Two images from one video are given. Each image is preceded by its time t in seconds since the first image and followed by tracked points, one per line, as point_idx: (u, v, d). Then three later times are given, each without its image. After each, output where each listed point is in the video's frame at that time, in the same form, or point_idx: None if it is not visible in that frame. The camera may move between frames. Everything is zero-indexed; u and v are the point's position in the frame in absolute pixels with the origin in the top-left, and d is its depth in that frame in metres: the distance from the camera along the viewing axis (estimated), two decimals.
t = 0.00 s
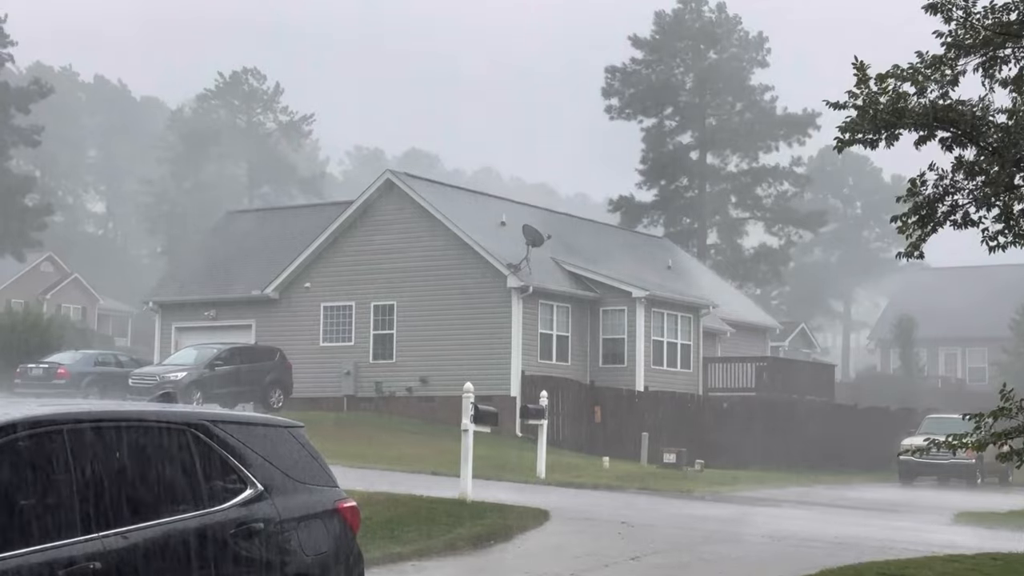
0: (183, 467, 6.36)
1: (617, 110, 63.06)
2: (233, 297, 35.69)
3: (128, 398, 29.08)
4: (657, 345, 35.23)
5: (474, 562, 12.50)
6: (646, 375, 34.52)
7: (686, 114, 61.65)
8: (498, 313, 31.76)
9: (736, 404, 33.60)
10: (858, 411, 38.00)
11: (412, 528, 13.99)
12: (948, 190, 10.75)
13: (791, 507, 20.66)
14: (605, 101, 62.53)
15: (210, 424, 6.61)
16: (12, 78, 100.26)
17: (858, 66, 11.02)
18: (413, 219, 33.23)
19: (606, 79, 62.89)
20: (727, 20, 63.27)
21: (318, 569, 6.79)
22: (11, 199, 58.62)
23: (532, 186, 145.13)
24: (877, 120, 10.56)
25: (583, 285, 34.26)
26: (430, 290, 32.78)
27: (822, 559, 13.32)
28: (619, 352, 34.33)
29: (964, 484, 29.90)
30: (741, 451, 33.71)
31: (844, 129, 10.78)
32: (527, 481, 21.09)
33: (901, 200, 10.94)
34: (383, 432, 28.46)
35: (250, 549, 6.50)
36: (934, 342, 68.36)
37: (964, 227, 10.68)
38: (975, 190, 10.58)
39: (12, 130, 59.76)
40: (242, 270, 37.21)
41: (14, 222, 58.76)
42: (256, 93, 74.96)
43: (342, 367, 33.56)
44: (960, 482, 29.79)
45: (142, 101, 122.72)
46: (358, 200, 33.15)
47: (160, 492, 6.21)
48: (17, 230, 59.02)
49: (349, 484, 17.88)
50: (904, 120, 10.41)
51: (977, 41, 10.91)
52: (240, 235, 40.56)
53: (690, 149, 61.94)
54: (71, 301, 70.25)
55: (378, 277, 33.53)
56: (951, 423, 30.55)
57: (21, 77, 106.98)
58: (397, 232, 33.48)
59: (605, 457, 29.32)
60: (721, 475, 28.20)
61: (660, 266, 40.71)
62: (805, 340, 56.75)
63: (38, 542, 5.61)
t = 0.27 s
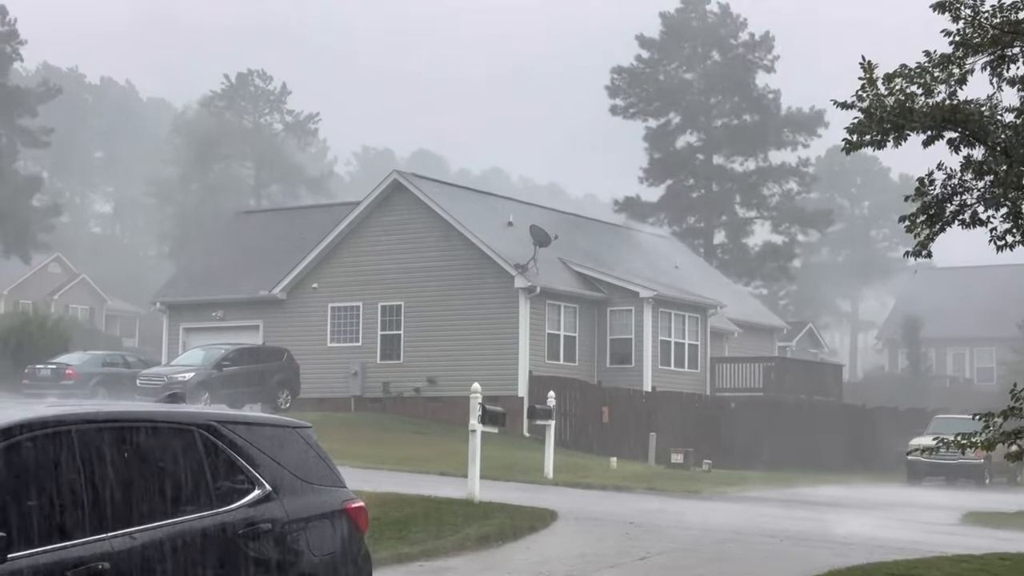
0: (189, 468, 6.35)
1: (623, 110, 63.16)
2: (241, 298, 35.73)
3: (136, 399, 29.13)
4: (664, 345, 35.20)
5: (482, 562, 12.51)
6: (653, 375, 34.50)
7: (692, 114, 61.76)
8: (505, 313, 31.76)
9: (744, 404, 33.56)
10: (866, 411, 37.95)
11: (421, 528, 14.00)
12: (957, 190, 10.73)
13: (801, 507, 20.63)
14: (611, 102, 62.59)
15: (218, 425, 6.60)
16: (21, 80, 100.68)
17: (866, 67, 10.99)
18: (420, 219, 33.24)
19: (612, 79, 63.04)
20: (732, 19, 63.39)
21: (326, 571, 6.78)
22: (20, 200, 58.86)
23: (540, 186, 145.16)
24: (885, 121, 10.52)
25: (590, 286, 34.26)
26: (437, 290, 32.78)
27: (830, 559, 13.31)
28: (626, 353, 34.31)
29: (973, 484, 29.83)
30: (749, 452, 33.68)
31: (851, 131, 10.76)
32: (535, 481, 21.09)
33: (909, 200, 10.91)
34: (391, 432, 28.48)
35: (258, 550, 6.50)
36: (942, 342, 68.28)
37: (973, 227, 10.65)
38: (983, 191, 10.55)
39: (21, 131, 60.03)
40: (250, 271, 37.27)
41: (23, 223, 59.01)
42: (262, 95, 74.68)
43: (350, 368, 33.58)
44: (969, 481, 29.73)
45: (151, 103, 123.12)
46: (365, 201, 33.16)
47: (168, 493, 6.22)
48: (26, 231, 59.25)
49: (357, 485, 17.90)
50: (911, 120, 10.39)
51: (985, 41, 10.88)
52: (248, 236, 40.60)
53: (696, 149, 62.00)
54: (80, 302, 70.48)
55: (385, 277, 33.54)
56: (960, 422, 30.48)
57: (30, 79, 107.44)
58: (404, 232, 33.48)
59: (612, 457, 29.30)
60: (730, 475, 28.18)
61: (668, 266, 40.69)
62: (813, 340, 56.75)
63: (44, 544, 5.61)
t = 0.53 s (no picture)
0: (197, 470, 6.36)
1: (629, 110, 63.14)
2: (248, 298, 35.78)
3: (143, 399, 29.17)
4: (671, 344, 35.17)
5: (489, 561, 12.53)
6: (660, 375, 34.49)
7: (699, 114, 61.70)
8: (512, 313, 31.76)
9: (751, 404, 33.54)
10: (873, 410, 37.91)
11: (428, 528, 14.01)
12: (965, 190, 10.71)
13: (807, 507, 20.62)
14: (617, 101, 62.58)
15: (226, 425, 6.61)
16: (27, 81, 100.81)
17: (872, 68, 10.99)
18: (426, 219, 33.27)
19: (619, 79, 62.99)
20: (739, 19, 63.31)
21: (334, 570, 6.79)
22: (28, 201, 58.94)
23: (546, 186, 145.17)
24: (891, 124, 10.50)
25: (597, 285, 34.26)
26: (443, 290, 32.78)
27: (838, 558, 13.31)
28: (632, 352, 34.32)
29: (980, 484, 29.79)
30: (755, 452, 33.67)
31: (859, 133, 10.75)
32: (543, 481, 21.10)
33: (917, 200, 10.90)
34: (397, 432, 28.49)
35: (266, 549, 6.50)
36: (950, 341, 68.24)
37: (981, 228, 10.64)
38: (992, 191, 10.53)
39: (28, 132, 60.15)
40: (257, 271, 37.31)
41: (30, 224, 59.10)
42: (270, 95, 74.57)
43: (357, 368, 33.60)
44: (977, 481, 29.69)
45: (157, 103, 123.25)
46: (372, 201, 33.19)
47: (175, 493, 6.22)
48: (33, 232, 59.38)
49: (364, 485, 17.90)
50: (919, 122, 10.37)
51: (991, 39, 10.87)
52: (255, 236, 40.65)
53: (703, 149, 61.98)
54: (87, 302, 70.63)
55: (392, 277, 33.57)
56: (968, 422, 30.43)
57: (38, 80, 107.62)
58: (411, 232, 33.51)
59: (619, 457, 29.29)
60: (737, 475, 28.16)
61: (675, 266, 40.67)
62: (820, 340, 56.71)
63: (52, 545, 5.62)
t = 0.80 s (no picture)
0: (206, 470, 6.38)
1: (637, 110, 63.12)
2: (256, 299, 35.82)
3: (152, 399, 29.20)
4: (678, 344, 35.16)
5: (497, 562, 12.53)
6: (667, 375, 34.47)
7: (706, 114, 61.74)
8: (520, 313, 31.77)
9: (759, 404, 33.53)
10: (881, 410, 37.86)
11: (435, 528, 14.01)
12: (973, 192, 10.70)
13: (815, 507, 20.60)
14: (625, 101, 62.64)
15: (235, 425, 6.63)
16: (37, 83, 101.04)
17: (880, 70, 10.98)
18: (434, 220, 33.30)
19: (627, 80, 63.01)
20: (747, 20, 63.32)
21: (342, 570, 6.81)
22: (36, 202, 59.05)
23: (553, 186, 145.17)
24: (900, 125, 10.48)
25: (604, 285, 34.26)
26: (451, 291, 32.80)
27: (847, 558, 13.29)
28: (640, 352, 34.31)
29: (989, 484, 29.73)
30: (763, 452, 33.65)
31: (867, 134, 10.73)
32: (550, 481, 21.11)
33: (926, 202, 10.88)
34: (405, 433, 28.49)
35: (275, 549, 6.52)
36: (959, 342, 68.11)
37: (989, 229, 10.63)
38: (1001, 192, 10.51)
39: (37, 134, 60.30)
40: (265, 272, 37.35)
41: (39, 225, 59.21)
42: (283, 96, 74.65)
43: (365, 368, 33.61)
44: (986, 482, 29.65)
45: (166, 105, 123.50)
46: (379, 202, 33.23)
47: (184, 495, 6.24)
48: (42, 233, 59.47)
49: (372, 486, 17.91)
50: (927, 123, 10.36)
51: (1000, 39, 10.85)
52: (263, 237, 40.70)
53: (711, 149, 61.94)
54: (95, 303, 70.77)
55: (399, 277, 33.59)
56: (976, 422, 30.39)
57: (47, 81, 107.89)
58: (418, 232, 33.54)
59: (627, 457, 29.26)
60: (745, 475, 28.14)
61: (683, 266, 40.68)
62: (829, 340, 56.58)
63: (62, 545, 5.63)
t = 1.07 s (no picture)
0: (212, 471, 6.39)
1: (644, 111, 63.19)
2: (262, 300, 35.85)
3: (159, 400, 29.24)
4: (685, 345, 35.15)
5: (504, 564, 12.53)
6: (673, 375, 34.46)
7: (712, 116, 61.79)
8: (526, 314, 31.76)
9: (765, 405, 33.51)
10: (888, 411, 37.83)
11: (442, 529, 14.01)
12: (979, 194, 10.68)
13: (821, 508, 20.59)
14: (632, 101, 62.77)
15: (241, 427, 6.64)
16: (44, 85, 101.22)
17: (885, 72, 10.97)
18: (440, 221, 33.31)
19: (633, 81, 63.04)
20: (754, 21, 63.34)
21: (348, 571, 6.82)
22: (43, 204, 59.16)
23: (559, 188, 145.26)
24: (906, 127, 10.47)
25: (609, 286, 34.26)
26: (457, 292, 32.80)
27: (854, 560, 13.27)
28: (646, 353, 34.30)
29: (996, 485, 29.68)
30: (769, 453, 33.64)
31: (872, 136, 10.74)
32: (557, 482, 21.11)
33: (932, 204, 10.87)
34: (411, 434, 28.50)
35: (282, 549, 6.53)
36: (965, 343, 68.00)
37: (996, 231, 10.62)
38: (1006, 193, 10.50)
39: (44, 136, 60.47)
40: (271, 273, 37.37)
41: (46, 227, 59.31)
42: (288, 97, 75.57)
43: (371, 369, 33.65)
44: (993, 483, 29.61)
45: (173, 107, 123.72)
46: (385, 203, 33.25)
47: (191, 495, 6.25)
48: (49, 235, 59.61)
49: (379, 487, 17.91)
50: (933, 125, 10.34)
51: (1006, 40, 10.83)
52: (269, 238, 40.73)
53: (717, 149, 61.93)
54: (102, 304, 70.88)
55: (406, 278, 33.60)
56: (983, 423, 30.34)
57: (54, 84, 108.11)
58: (425, 233, 33.54)
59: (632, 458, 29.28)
60: (751, 476, 28.13)
61: (689, 267, 40.67)
62: (835, 341, 56.49)
63: (71, 546, 5.65)
